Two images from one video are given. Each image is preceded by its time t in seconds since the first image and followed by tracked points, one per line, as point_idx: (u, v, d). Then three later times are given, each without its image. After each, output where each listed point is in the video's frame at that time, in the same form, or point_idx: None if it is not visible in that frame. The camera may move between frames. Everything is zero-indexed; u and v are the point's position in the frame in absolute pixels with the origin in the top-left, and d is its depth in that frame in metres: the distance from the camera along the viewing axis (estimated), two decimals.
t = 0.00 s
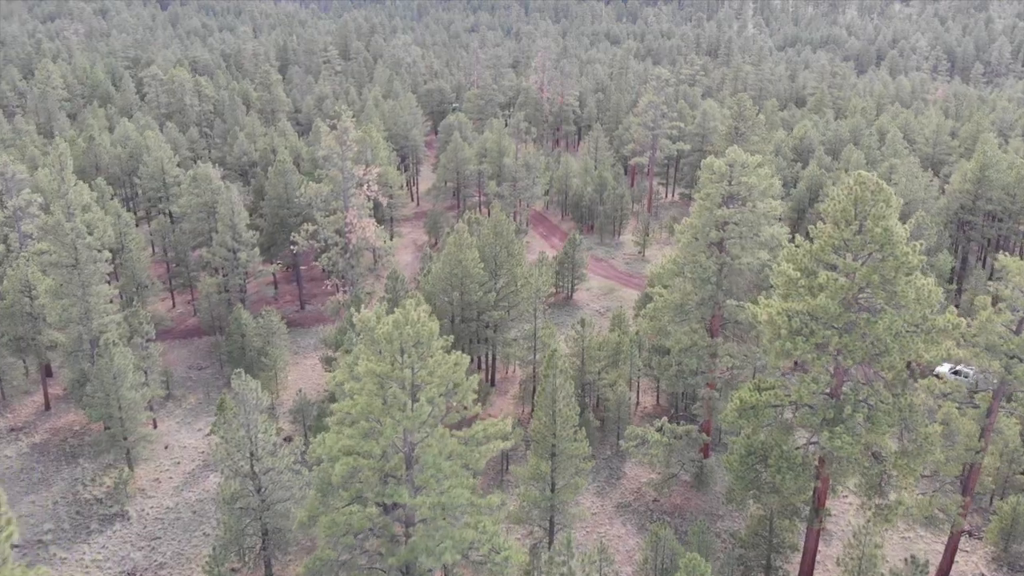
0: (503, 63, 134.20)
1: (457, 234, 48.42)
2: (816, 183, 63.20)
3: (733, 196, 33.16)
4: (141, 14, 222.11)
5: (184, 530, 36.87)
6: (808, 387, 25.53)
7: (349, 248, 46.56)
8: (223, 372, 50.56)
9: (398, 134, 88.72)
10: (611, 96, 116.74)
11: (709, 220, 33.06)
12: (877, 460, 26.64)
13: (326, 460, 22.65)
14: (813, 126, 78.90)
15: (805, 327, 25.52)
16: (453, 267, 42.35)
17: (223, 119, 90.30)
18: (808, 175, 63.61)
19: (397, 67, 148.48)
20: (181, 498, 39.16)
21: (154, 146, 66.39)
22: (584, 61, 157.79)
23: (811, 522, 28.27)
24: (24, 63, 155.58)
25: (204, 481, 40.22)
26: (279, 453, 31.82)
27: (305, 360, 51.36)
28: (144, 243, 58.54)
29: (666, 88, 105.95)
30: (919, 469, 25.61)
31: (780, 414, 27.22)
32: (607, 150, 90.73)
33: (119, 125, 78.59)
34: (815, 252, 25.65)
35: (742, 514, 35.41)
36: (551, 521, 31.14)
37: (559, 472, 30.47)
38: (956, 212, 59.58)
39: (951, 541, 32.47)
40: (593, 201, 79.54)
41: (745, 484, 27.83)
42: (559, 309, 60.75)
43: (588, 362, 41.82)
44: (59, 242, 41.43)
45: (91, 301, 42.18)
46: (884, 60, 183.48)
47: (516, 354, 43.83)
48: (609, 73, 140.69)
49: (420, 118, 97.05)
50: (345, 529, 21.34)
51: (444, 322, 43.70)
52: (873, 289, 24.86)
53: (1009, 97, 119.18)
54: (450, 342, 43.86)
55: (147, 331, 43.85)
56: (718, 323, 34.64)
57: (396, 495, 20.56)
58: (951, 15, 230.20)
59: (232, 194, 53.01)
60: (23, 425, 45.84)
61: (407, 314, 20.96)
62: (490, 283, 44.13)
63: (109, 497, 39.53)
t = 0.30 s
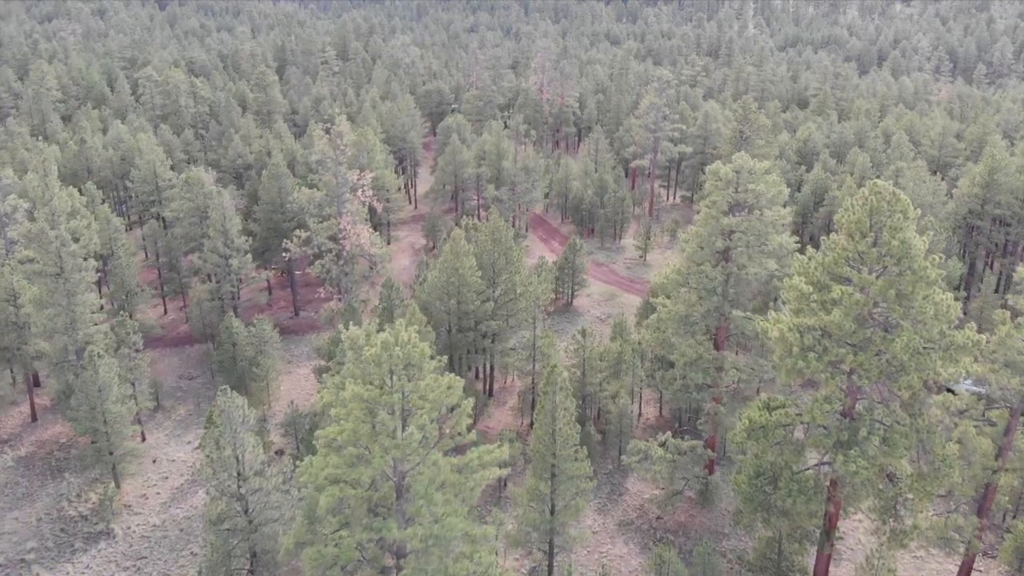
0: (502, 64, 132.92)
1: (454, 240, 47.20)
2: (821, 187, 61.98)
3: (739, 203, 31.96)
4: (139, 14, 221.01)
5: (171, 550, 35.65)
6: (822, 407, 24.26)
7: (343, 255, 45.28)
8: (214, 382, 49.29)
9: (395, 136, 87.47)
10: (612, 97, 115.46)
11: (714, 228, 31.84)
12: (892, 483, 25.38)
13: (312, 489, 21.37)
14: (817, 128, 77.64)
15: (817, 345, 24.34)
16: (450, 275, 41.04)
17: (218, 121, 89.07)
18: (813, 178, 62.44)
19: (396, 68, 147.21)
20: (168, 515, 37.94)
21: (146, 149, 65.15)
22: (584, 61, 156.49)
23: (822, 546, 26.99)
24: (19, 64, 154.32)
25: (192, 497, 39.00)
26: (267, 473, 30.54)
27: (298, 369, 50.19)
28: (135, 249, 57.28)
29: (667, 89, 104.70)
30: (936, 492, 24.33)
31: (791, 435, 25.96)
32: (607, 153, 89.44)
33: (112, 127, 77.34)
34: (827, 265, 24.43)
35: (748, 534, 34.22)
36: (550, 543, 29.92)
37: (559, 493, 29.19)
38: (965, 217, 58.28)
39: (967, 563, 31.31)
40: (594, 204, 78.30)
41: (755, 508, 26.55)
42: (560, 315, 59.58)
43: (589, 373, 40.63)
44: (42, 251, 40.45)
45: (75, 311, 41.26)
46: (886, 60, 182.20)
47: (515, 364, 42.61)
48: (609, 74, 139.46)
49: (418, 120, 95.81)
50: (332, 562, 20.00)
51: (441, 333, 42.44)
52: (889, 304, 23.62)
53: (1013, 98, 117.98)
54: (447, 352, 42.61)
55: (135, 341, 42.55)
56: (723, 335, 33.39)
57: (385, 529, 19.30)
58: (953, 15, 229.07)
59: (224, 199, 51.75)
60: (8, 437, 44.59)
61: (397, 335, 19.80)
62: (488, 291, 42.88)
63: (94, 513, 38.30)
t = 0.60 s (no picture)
0: (501, 65, 131.70)
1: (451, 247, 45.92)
2: (826, 191, 60.80)
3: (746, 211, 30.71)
4: (137, 14, 219.70)
5: (157, 571, 34.48)
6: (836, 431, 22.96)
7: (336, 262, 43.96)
8: (205, 392, 48.10)
9: (393, 138, 86.23)
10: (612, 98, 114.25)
11: (720, 238, 30.57)
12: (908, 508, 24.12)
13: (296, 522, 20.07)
14: (820, 131, 76.41)
15: (831, 364, 23.07)
16: (445, 283, 39.55)
17: (214, 123, 87.88)
18: (818, 183, 61.44)
19: (395, 68, 145.99)
20: (155, 533, 36.77)
21: (138, 152, 63.97)
22: (584, 62, 155.32)
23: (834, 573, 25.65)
24: (15, 64, 153.06)
25: (180, 514, 37.81)
26: (254, 494, 29.27)
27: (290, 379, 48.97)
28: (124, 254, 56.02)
29: (669, 91, 103.49)
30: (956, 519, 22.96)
31: (803, 457, 24.68)
32: (607, 155, 88.20)
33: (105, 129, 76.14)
34: (842, 279, 23.20)
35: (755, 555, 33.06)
36: (549, 567, 28.63)
37: (557, 516, 27.90)
38: (973, 222, 57.09)
39: None
40: (594, 208, 77.03)
41: (764, 533, 25.26)
42: (560, 322, 58.36)
43: (590, 386, 39.33)
44: (25, 260, 39.06)
45: (60, 321, 39.85)
46: (888, 61, 181.12)
47: (514, 375, 41.37)
48: (609, 75, 138.26)
49: (417, 122, 94.56)
50: None
51: (437, 343, 40.77)
52: (907, 321, 22.33)
53: (1017, 100, 116.91)
54: (443, 364, 40.98)
55: (122, 353, 41.24)
56: (729, 349, 32.09)
57: (372, 569, 18.01)
58: (955, 15, 227.91)
59: (216, 204, 50.49)
60: None
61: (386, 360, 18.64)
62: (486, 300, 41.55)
63: (78, 532, 37.12)
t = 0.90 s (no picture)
0: (502, 66, 130.50)
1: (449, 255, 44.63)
2: (833, 196, 59.52)
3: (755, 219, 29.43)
4: (135, 14, 218.38)
5: None
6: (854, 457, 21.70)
7: (331, 270, 42.71)
8: (196, 403, 46.97)
9: (391, 140, 85.01)
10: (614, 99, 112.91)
11: (728, 248, 29.25)
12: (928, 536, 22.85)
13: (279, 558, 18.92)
14: (826, 133, 75.14)
15: (849, 387, 21.79)
16: (442, 293, 38.01)
17: (210, 125, 86.70)
18: (825, 187, 59.97)
19: (394, 69, 144.76)
20: (142, 553, 35.64)
21: (130, 155, 62.78)
22: (586, 62, 154.08)
23: None
24: (11, 65, 151.72)
25: (168, 533, 36.67)
26: (242, 517, 28.06)
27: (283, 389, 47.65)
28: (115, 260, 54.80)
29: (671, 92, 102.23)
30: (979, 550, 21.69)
31: (817, 482, 23.42)
32: (609, 157, 86.92)
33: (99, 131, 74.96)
34: (859, 297, 21.95)
35: None
36: None
37: (558, 541, 26.69)
38: (984, 228, 55.73)
39: None
40: (596, 211, 75.80)
41: (776, 562, 24.00)
42: (561, 330, 57.06)
43: (592, 399, 38.07)
44: (8, 269, 38.12)
45: (45, 332, 38.80)
46: (891, 61, 179.83)
47: (513, 387, 40.08)
48: (611, 75, 137.04)
49: (415, 123, 93.30)
50: None
51: (434, 355, 39.05)
52: (929, 342, 21.07)
53: None
54: (440, 376, 39.34)
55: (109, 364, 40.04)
56: (738, 364, 30.72)
57: None
58: (957, 15, 226.45)
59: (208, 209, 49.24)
60: None
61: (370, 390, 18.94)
62: (484, 310, 40.19)
63: (63, 551, 35.95)
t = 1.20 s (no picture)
0: (505, 67, 129.33)
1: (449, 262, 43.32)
2: (843, 201, 58.11)
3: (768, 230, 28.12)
4: (137, 14, 217.63)
5: None
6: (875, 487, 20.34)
7: (327, 279, 41.42)
8: (189, 414, 45.82)
9: (392, 142, 83.85)
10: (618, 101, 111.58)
11: (740, 259, 27.92)
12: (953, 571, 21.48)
13: None
14: (834, 136, 73.80)
15: (871, 413, 20.44)
16: (440, 303, 36.61)
17: (208, 127, 85.59)
18: (833, 193, 58.43)
19: (396, 69, 143.72)
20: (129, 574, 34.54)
21: (125, 158, 61.61)
22: (589, 63, 152.91)
23: None
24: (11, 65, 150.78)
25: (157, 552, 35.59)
26: (229, 542, 26.86)
27: (277, 399, 46.38)
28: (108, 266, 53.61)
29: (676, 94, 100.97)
30: None
31: (835, 512, 22.07)
32: (613, 159, 85.57)
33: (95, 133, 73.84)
34: (881, 317, 20.65)
35: None
36: None
37: (560, 569, 25.45)
38: (998, 235, 54.25)
39: None
40: (600, 215, 74.54)
41: None
42: (564, 338, 55.79)
43: (596, 413, 36.73)
44: None
45: (31, 344, 37.68)
46: (897, 62, 178.49)
47: (514, 401, 38.79)
48: (615, 76, 135.83)
49: (416, 125, 92.14)
50: None
51: (433, 368, 37.82)
52: (957, 365, 19.75)
53: None
54: (439, 389, 37.93)
55: (98, 376, 38.90)
56: (749, 382, 29.40)
57: None
58: (963, 16, 224.85)
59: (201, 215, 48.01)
60: None
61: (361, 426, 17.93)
62: (484, 320, 38.83)
63: (48, 571, 34.79)
